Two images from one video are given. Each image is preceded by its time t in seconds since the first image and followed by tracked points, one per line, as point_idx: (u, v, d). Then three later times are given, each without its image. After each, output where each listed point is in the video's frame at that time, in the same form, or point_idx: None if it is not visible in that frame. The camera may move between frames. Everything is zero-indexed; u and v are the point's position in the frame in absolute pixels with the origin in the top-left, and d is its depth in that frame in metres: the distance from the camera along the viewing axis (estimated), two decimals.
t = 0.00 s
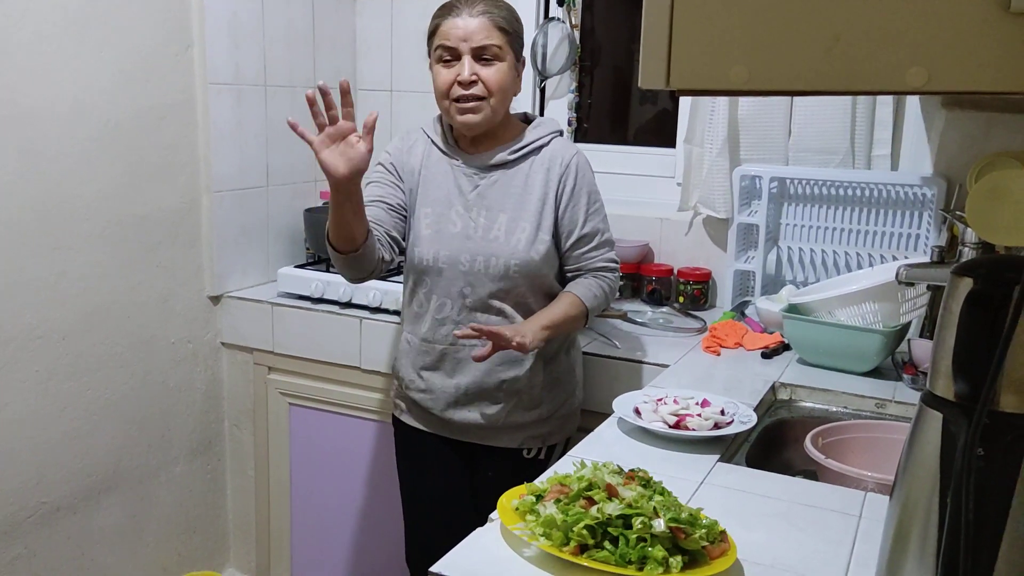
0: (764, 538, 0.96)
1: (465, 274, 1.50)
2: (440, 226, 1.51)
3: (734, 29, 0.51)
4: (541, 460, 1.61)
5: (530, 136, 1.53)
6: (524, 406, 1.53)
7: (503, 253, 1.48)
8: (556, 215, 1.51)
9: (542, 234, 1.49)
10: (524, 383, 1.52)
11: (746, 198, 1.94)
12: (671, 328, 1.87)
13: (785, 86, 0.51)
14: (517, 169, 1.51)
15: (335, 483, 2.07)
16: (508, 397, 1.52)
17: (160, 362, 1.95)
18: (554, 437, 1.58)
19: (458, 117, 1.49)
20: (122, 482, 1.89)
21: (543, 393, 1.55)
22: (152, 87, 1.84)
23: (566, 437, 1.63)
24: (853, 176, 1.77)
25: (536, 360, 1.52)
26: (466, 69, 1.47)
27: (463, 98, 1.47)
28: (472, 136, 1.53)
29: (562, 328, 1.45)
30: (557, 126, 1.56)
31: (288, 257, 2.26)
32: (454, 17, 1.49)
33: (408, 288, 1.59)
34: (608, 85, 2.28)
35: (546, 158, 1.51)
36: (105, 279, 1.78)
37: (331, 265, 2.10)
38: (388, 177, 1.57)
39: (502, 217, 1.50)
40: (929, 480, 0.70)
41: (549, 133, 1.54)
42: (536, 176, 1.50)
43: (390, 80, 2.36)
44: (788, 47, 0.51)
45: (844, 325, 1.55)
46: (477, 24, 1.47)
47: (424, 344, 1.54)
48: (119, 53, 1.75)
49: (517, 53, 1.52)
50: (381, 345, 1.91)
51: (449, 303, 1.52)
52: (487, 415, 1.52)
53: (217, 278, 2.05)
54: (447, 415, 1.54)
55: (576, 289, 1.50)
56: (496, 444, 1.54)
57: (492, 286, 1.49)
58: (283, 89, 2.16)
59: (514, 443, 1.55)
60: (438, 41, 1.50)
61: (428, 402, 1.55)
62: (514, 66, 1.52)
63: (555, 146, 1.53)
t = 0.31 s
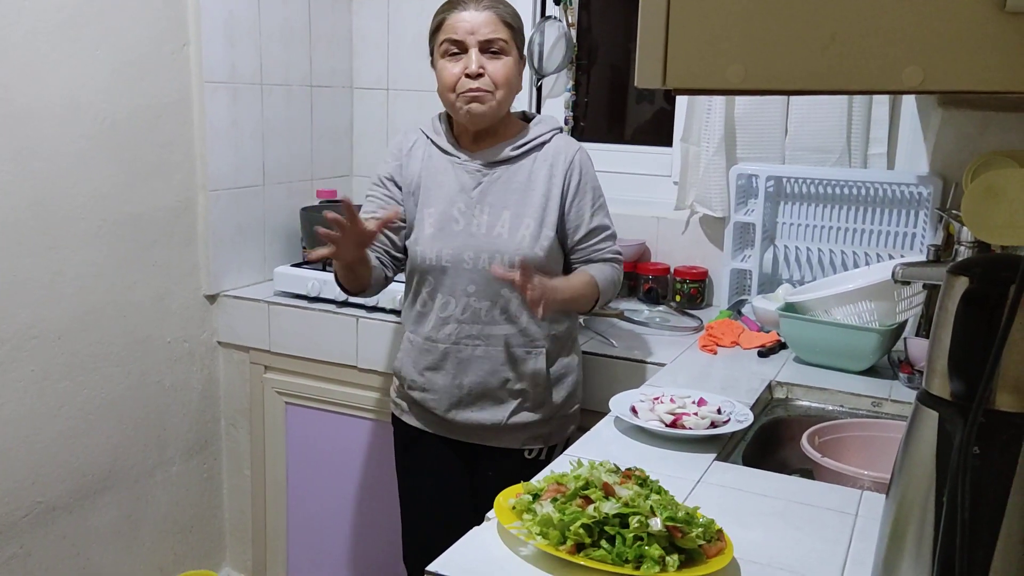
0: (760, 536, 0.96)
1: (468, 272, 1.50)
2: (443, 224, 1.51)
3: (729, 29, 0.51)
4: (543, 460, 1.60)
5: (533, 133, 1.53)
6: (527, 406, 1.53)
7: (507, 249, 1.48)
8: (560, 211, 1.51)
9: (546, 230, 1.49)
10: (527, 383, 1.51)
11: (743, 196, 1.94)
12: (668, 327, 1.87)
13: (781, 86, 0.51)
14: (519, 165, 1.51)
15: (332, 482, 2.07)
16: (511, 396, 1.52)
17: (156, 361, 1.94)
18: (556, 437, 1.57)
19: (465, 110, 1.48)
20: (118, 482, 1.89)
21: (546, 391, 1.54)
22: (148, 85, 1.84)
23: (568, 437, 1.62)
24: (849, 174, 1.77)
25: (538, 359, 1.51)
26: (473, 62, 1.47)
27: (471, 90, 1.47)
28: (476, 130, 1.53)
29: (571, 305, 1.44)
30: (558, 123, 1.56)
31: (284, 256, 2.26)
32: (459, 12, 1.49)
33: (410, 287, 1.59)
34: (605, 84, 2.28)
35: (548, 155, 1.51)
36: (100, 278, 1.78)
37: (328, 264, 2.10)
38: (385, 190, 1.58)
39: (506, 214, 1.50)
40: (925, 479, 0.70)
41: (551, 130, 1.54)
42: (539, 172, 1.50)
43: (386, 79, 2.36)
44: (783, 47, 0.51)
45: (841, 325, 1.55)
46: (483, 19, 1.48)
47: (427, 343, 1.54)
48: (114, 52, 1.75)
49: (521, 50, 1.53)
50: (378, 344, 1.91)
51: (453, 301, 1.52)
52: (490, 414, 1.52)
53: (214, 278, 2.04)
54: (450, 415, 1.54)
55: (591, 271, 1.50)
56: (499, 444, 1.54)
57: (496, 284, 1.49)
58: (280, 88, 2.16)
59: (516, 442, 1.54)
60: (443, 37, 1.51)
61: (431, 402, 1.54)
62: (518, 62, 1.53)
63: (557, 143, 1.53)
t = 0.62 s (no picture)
0: (758, 535, 0.96)
1: (468, 271, 1.50)
2: (444, 223, 1.51)
3: (727, 27, 0.51)
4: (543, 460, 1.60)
5: (534, 132, 1.53)
6: (527, 406, 1.52)
7: (507, 249, 1.47)
8: (561, 210, 1.50)
9: (547, 229, 1.48)
10: (528, 382, 1.51)
11: (739, 196, 1.96)
12: (666, 326, 1.87)
13: (780, 84, 0.51)
14: (519, 164, 1.51)
15: (329, 482, 2.07)
16: (512, 395, 1.52)
17: (153, 361, 1.94)
18: (558, 436, 1.57)
19: (469, 121, 1.50)
20: (115, 482, 1.88)
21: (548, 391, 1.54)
22: (144, 85, 1.83)
23: (569, 437, 1.61)
24: (846, 173, 1.76)
25: (538, 359, 1.51)
26: (475, 71, 1.47)
27: (475, 102, 1.48)
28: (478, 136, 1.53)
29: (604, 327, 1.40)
30: (560, 123, 1.55)
31: (281, 255, 2.26)
32: (458, 20, 1.48)
33: (411, 285, 1.59)
34: (602, 83, 2.28)
35: (549, 154, 1.51)
36: (97, 278, 1.78)
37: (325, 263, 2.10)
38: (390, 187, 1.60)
39: (506, 213, 1.49)
40: (922, 477, 0.70)
41: (552, 129, 1.54)
42: (539, 171, 1.50)
43: (383, 78, 2.35)
44: (782, 44, 0.51)
45: (838, 324, 1.55)
46: (483, 27, 1.47)
47: (427, 342, 1.54)
48: (110, 51, 1.74)
49: (521, 51, 1.53)
50: (375, 343, 1.91)
51: (452, 300, 1.52)
52: (491, 413, 1.52)
53: (211, 277, 2.04)
54: (451, 414, 1.53)
55: (617, 274, 1.45)
56: (499, 443, 1.54)
57: (496, 283, 1.49)
58: (276, 87, 2.16)
59: (517, 442, 1.54)
60: (443, 44, 1.50)
61: (432, 401, 1.54)
62: (519, 65, 1.53)
63: (558, 143, 1.53)
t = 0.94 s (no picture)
0: (755, 536, 0.96)
1: (465, 273, 1.50)
2: (441, 225, 1.51)
3: (723, 29, 0.52)
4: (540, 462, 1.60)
5: (531, 134, 1.53)
6: (524, 408, 1.52)
7: (504, 251, 1.47)
8: (557, 213, 1.50)
9: (543, 231, 1.49)
10: (524, 384, 1.51)
11: (738, 196, 1.95)
12: (664, 327, 1.87)
13: (775, 86, 0.51)
14: (516, 167, 1.51)
15: (327, 483, 2.07)
16: (508, 397, 1.52)
17: (150, 362, 1.94)
18: (554, 438, 1.57)
19: (465, 119, 1.49)
20: (112, 483, 1.88)
21: (544, 393, 1.54)
22: (142, 86, 1.83)
23: (565, 439, 1.61)
24: (843, 174, 1.77)
25: (535, 361, 1.51)
26: (476, 70, 1.47)
27: (473, 100, 1.47)
28: (475, 137, 1.53)
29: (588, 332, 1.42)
30: (557, 125, 1.55)
31: (279, 256, 2.26)
32: (461, 17, 1.48)
33: (408, 287, 1.59)
34: (600, 84, 2.28)
35: (546, 157, 1.51)
36: (94, 279, 1.77)
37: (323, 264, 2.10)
38: (389, 186, 1.60)
39: (503, 215, 1.49)
40: (920, 479, 0.70)
41: (549, 132, 1.54)
42: (536, 173, 1.50)
43: (380, 79, 2.35)
44: (778, 46, 0.51)
45: (835, 325, 1.55)
46: (486, 26, 1.47)
47: (424, 344, 1.54)
48: (108, 52, 1.74)
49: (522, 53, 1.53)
50: (373, 344, 1.91)
51: (449, 302, 1.52)
52: (487, 415, 1.52)
53: (209, 278, 2.04)
54: (447, 415, 1.54)
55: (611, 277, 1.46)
56: (496, 445, 1.54)
57: (493, 286, 1.49)
58: (274, 88, 2.16)
59: (513, 444, 1.54)
60: (445, 41, 1.50)
61: (427, 403, 1.54)
62: (520, 67, 1.53)
63: (555, 145, 1.53)
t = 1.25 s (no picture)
0: (753, 537, 0.96)
1: (463, 276, 1.50)
2: (438, 227, 1.51)
3: (720, 31, 0.52)
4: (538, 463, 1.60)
5: (528, 137, 1.52)
6: (522, 409, 1.52)
7: (501, 253, 1.48)
8: (554, 215, 1.50)
9: (540, 234, 1.49)
10: (522, 386, 1.51)
11: (736, 198, 1.96)
12: (661, 328, 1.87)
13: (772, 87, 0.51)
14: (514, 169, 1.50)
15: (325, 484, 2.07)
16: (507, 399, 1.52)
17: (148, 363, 1.94)
18: (552, 439, 1.57)
19: (460, 110, 1.49)
20: (110, 485, 1.88)
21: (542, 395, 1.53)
22: (140, 87, 1.83)
23: (564, 439, 1.62)
24: (841, 175, 1.77)
25: (532, 362, 1.51)
26: (473, 62, 1.47)
27: (469, 89, 1.47)
28: (471, 131, 1.53)
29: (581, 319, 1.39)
30: (554, 127, 1.55)
31: (277, 256, 2.26)
32: (465, 11, 1.49)
33: (406, 290, 1.59)
34: (598, 85, 2.28)
35: (543, 158, 1.51)
36: (91, 280, 1.77)
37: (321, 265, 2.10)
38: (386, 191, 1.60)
39: (500, 217, 1.49)
40: (917, 480, 0.70)
41: (546, 133, 1.53)
42: (533, 175, 1.50)
43: (379, 80, 2.35)
44: (775, 47, 0.51)
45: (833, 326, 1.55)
46: (488, 20, 1.48)
47: (422, 346, 1.54)
48: (106, 53, 1.74)
49: (523, 52, 1.53)
50: (371, 346, 1.91)
51: (447, 305, 1.52)
52: (485, 417, 1.52)
53: (206, 280, 2.04)
54: (445, 417, 1.53)
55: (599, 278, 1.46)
56: (494, 446, 1.54)
57: (490, 288, 1.49)
58: (272, 89, 2.16)
59: (512, 445, 1.54)
60: (447, 33, 1.51)
61: (426, 405, 1.54)
62: (519, 65, 1.53)
63: (551, 146, 1.52)
